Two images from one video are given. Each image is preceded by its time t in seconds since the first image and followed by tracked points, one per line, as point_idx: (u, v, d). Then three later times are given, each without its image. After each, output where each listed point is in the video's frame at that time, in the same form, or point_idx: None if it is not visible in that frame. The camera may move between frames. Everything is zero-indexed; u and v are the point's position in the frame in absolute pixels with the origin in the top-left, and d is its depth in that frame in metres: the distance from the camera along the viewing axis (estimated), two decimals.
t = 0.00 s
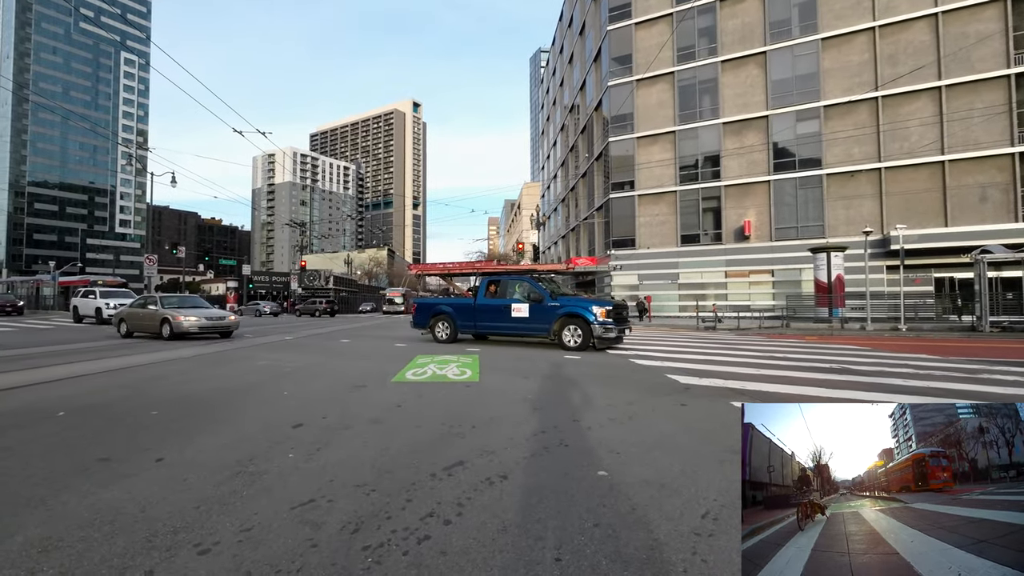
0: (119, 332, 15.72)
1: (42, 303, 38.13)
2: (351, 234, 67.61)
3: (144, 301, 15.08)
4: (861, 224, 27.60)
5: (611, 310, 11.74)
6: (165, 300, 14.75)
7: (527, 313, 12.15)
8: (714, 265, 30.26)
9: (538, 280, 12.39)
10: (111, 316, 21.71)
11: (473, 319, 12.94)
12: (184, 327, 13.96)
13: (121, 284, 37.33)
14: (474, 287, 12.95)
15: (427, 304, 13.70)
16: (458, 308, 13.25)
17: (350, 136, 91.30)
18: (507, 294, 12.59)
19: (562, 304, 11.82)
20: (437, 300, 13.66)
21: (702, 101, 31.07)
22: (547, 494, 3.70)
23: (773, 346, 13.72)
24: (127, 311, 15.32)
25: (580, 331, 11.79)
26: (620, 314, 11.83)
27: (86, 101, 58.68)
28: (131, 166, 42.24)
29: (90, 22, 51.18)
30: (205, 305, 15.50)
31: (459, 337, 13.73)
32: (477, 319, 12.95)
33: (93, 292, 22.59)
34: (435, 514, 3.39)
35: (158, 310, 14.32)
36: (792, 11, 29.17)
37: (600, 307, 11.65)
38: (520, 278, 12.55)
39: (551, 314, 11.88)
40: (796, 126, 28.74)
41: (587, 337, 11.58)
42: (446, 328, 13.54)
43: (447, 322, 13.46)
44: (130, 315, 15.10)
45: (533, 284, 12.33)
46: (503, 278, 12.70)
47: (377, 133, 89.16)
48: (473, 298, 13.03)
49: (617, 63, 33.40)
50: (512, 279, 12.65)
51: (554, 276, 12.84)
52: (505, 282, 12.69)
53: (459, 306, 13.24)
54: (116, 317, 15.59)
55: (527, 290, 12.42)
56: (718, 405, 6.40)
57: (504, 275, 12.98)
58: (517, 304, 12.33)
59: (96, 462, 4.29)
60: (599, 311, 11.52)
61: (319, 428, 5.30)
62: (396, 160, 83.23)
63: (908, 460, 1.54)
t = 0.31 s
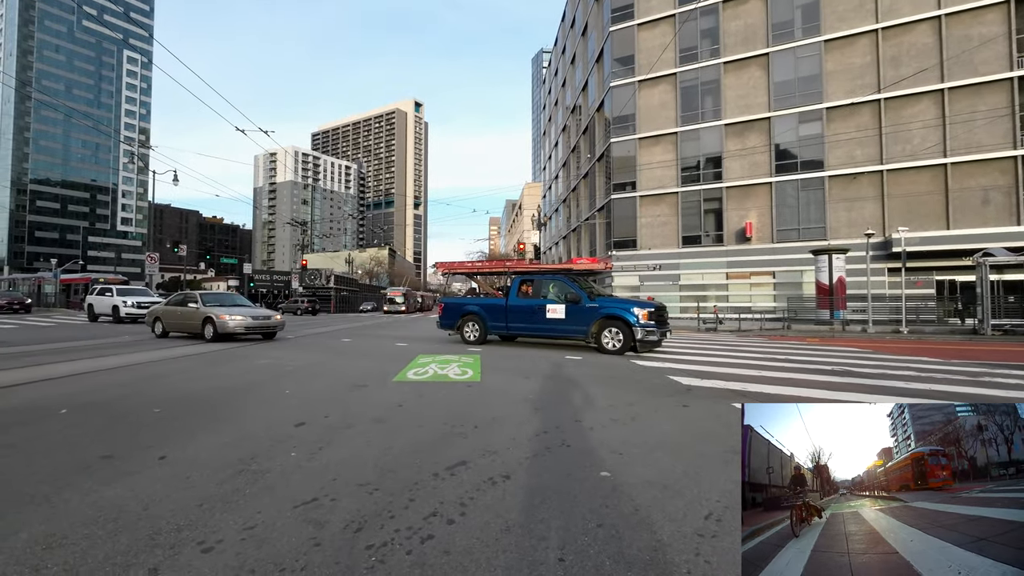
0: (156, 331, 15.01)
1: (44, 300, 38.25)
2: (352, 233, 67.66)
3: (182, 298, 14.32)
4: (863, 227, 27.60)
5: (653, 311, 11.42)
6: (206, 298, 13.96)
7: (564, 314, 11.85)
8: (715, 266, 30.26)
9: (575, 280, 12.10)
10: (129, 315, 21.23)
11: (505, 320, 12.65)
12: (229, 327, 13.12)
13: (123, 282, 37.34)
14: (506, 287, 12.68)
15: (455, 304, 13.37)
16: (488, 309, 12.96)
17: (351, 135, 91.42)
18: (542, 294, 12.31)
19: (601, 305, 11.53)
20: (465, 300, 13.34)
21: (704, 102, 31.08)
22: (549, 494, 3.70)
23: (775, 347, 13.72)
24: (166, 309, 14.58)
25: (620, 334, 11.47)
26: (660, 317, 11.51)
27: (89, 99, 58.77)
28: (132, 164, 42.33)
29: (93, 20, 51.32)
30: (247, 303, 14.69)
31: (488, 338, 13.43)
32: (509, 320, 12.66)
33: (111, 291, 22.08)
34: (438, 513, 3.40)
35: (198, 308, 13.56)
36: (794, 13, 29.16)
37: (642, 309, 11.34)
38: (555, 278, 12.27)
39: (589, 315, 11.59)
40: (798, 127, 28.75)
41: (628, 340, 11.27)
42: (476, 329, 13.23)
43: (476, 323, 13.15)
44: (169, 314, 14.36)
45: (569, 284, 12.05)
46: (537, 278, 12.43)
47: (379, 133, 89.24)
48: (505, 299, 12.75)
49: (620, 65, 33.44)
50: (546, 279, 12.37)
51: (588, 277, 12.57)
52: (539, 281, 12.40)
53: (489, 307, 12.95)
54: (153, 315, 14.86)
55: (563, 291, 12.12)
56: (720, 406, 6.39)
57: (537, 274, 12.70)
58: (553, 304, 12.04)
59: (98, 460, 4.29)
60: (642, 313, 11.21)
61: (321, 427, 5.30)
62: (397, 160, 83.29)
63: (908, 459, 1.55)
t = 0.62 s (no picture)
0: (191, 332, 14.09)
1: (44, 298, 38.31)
2: (352, 232, 67.69)
3: (225, 298, 13.50)
4: (863, 228, 27.63)
5: (692, 313, 10.91)
6: (252, 299, 13.21)
7: (597, 315, 11.40)
8: (715, 267, 30.29)
9: (607, 280, 11.66)
10: (143, 316, 20.48)
11: (533, 321, 12.25)
12: (279, 329, 12.32)
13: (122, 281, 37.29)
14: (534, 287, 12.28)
15: (479, 304, 13.00)
16: (515, 310, 12.58)
17: (351, 135, 91.49)
18: (572, 294, 11.89)
19: (637, 306, 11.07)
20: (490, 301, 12.97)
21: (704, 103, 31.12)
22: (550, 494, 3.71)
23: (776, 348, 13.69)
24: (206, 309, 13.70)
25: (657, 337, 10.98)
26: (699, 319, 11.01)
27: (89, 98, 58.81)
28: (132, 163, 42.39)
29: (93, 19, 51.42)
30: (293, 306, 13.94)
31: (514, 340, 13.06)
32: (537, 322, 12.25)
33: (125, 290, 21.31)
34: (439, 513, 3.40)
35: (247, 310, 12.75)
36: (794, 14, 29.19)
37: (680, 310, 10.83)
38: (586, 278, 11.84)
39: (624, 317, 11.13)
40: (798, 128, 28.77)
41: (665, 342, 10.78)
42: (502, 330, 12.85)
43: (502, 324, 12.76)
44: (210, 314, 13.48)
45: (602, 285, 11.62)
46: (566, 277, 12.01)
47: (379, 133, 89.25)
48: (532, 299, 12.35)
49: (620, 65, 33.47)
50: (577, 279, 11.94)
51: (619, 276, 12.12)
52: (569, 281, 11.99)
53: (516, 307, 12.56)
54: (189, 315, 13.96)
55: (595, 291, 11.69)
56: (721, 407, 6.39)
57: (566, 274, 12.30)
58: (585, 305, 11.60)
59: (98, 459, 4.30)
60: (680, 315, 10.70)
61: (322, 427, 5.31)
62: (397, 160, 83.32)
63: (906, 459, 1.55)
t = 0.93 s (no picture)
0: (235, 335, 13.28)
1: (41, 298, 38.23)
2: (351, 232, 67.69)
3: (273, 298, 12.70)
4: (861, 228, 27.68)
5: (726, 314, 10.56)
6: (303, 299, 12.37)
7: (626, 316, 11.09)
8: (713, 267, 30.32)
9: (636, 280, 11.35)
10: (162, 317, 19.49)
11: (558, 323, 11.98)
12: (337, 331, 11.41)
13: (120, 281, 37.20)
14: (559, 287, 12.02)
15: (501, 305, 12.76)
16: (539, 311, 12.32)
17: (351, 136, 91.52)
18: (598, 295, 11.61)
19: (668, 307, 10.74)
20: (511, 302, 12.72)
21: (703, 103, 31.18)
22: (549, 494, 3.72)
23: (775, 349, 13.71)
24: (252, 309, 12.90)
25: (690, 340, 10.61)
26: (733, 320, 10.65)
27: (87, 98, 58.78)
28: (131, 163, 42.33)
29: (92, 19, 51.40)
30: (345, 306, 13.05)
31: (537, 341, 12.79)
32: (562, 323, 11.97)
33: (142, 291, 20.24)
34: (438, 514, 3.40)
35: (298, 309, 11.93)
36: (793, 15, 29.22)
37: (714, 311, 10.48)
38: (614, 278, 11.54)
39: (655, 318, 10.81)
40: (796, 129, 28.81)
41: (699, 345, 10.41)
42: (525, 332, 12.59)
43: (526, 326, 12.50)
44: (257, 315, 12.68)
45: (630, 285, 11.33)
46: (592, 277, 11.74)
47: (378, 133, 89.26)
48: (557, 300, 12.09)
49: (619, 66, 33.50)
50: (605, 279, 11.64)
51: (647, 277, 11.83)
52: (595, 282, 11.69)
53: (540, 308, 12.29)
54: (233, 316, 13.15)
55: (623, 291, 11.39)
56: (720, 407, 6.41)
57: (592, 274, 12.02)
58: (613, 306, 11.30)
59: (97, 459, 4.30)
60: (714, 316, 10.36)
61: (321, 427, 5.30)
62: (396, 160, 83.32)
63: (906, 458, 1.56)
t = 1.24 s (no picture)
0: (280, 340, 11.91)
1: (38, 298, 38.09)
2: (349, 233, 67.59)
3: (328, 299, 11.36)
4: (858, 228, 27.72)
5: (757, 315, 10.29)
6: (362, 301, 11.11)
7: (653, 318, 10.82)
8: (711, 268, 30.30)
9: (663, 281, 11.08)
10: (185, 320, 18.49)
11: (580, 324, 11.71)
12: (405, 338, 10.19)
13: (117, 282, 37.10)
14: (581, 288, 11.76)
15: (521, 306, 12.52)
16: (561, 312, 12.05)
17: (348, 136, 91.42)
18: (623, 296, 11.35)
19: (697, 308, 10.48)
20: (531, 303, 12.46)
21: (701, 104, 31.21)
22: (546, 494, 3.71)
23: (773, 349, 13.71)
24: (303, 311, 11.54)
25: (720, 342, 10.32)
26: (764, 322, 10.38)
27: (84, 98, 58.73)
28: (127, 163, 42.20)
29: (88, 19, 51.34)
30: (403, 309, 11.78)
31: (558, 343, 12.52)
32: (586, 325, 11.69)
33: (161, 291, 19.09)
34: (435, 515, 3.39)
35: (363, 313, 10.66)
36: (790, 15, 29.28)
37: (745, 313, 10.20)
38: (640, 278, 11.27)
39: (683, 320, 10.54)
40: (794, 129, 28.87)
41: (730, 347, 10.14)
42: (546, 334, 12.31)
43: (547, 328, 12.23)
44: (310, 318, 11.34)
45: (657, 286, 11.06)
46: (617, 278, 11.47)
47: (376, 134, 89.17)
48: (580, 301, 11.82)
49: (617, 66, 33.54)
50: (630, 279, 11.37)
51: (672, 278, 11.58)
52: (620, 282, 11.42)
53: (562, 310, 12.02)
54: (279, 318, 11.77)
55: (650, 292, 11.12)
56: (718, 407, 6.40)
57: (616, 275, 11.74)
58: (639, 307, 11.03)
59: (93, 461, 4.27)
60: (746, 317, 10.08)
61: (319, 428, 5.29)
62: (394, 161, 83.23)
63: (905, 459, 1.55)
